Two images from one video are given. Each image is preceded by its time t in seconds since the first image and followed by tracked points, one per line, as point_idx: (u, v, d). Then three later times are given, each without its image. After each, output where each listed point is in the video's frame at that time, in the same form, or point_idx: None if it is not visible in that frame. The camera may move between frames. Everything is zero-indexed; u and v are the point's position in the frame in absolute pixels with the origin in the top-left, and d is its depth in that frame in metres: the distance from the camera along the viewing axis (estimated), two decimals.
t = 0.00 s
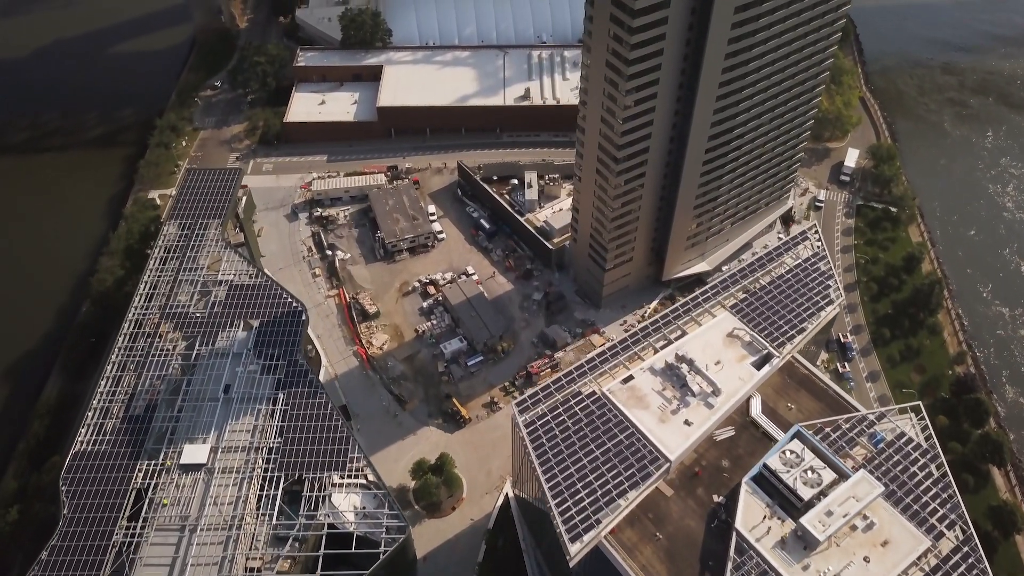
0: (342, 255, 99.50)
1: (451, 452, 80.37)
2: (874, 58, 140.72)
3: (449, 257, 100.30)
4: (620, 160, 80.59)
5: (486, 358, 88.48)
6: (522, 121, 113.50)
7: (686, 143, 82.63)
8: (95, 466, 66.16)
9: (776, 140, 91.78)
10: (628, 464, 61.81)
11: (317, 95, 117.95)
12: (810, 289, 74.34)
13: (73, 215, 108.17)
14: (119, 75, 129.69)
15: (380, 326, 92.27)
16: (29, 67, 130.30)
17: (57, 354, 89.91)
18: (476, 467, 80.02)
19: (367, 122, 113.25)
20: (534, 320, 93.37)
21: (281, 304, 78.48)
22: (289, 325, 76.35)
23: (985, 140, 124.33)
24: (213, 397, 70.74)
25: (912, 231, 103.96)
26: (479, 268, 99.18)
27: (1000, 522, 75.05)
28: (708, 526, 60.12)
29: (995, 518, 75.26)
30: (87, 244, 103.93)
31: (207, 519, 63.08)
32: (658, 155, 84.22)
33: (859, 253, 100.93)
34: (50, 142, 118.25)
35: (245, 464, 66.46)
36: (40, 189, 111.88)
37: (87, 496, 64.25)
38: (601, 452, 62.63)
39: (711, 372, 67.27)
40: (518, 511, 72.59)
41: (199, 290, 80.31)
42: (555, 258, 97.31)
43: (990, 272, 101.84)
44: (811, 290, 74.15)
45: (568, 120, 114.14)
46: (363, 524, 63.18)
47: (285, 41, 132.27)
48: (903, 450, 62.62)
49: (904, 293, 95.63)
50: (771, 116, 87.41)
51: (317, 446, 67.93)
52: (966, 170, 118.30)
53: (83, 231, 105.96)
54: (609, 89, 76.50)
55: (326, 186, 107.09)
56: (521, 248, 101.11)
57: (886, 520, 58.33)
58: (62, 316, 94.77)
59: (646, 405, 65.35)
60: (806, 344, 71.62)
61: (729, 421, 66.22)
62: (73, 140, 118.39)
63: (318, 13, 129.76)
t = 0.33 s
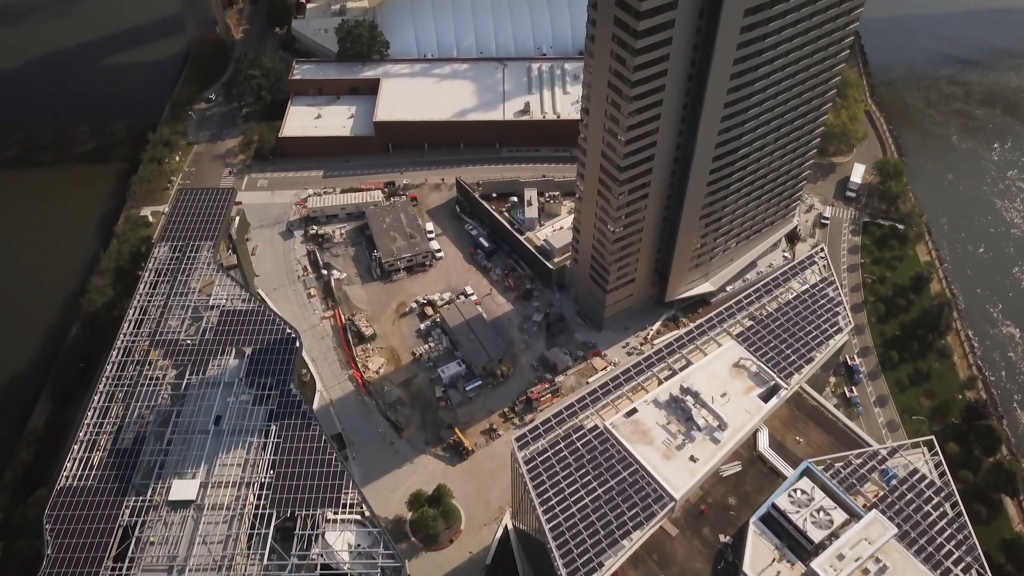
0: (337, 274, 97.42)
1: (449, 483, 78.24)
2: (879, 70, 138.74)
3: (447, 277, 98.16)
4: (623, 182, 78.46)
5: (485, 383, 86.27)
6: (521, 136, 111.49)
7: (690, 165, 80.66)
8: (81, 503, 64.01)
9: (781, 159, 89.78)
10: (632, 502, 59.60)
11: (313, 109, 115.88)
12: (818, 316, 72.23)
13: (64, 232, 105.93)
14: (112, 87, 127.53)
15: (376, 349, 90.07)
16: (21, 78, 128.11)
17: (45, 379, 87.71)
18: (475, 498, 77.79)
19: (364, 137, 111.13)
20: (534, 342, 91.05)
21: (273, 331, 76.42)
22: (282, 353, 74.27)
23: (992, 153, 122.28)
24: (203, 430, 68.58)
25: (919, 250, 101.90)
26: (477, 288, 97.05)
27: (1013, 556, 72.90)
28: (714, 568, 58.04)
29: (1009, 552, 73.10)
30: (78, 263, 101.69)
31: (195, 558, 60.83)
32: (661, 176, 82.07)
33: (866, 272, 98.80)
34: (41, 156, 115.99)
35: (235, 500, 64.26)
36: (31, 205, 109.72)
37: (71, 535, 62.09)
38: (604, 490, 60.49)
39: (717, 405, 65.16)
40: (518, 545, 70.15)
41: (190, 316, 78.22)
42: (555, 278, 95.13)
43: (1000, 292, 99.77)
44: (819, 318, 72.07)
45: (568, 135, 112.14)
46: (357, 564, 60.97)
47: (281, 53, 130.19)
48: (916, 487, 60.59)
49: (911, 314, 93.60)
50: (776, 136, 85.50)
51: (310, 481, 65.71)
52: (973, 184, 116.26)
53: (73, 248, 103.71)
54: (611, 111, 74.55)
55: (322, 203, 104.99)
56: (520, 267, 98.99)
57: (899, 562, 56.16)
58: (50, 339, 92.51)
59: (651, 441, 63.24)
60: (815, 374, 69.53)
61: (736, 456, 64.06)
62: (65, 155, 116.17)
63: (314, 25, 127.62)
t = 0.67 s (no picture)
0: (333, 294, 95.26)
1: (447, 514, 76.06)
2: (885, 81, 136.58)
3: (446, 297, 95.98)
4: (626, 205, 76.28)
5: (484, 409, 84.14)
6: (521, 151, 109.42)
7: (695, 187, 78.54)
8: (65, 542, 61.80)
9: (787, 179, 87.80)
10: (637, 544, 57.41)
11: (309, 122, 113.77)
12: (827, 345, 70.12)
13: (54, 249, 103.76)
14: (106, 100, 125.41)
15: (373, 373, 87.90)
16: (12, 90, 125.99)
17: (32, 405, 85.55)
18: (473, 530, 75.51)
19: (361, 152, 108.98)
20: (535, 365, 88.77)
21: (266, 359, 74.28)
22: (274, 382, 72.10)
23: (1000, 167, 120.09)
24: (193, 464, 66.41)
25: (927, 268, 99.74)
26: (476, 308, 94.83)
27: None
28: None
29: None
30: (68, 282, 99.43)
31: None
32: (664, 198, 79.93)
33: (873, 292, 96.65)
34: (31, 170, 113.71)
35: (225, 538, 62.07)
36: (21, 221, 107.61)
37: None
38: (607, 531, 58.33)
39: (724, 440, 63.02)
40: None
41: (180, 343, 75.99)
42: (556, 298, 92.92)
43: (1010, 311, 97.64)
44: (828, 347, 69.98)
45: (569, 150, 110.12)
46: None
47: (276, 64, 128.13)
48: (930, 527, 58.44)
49: (920, 336, 91.49)
50: (782, 157, 83.59)
51: (302, 517, 63.49)
52: (982, 199, 114.07)
53: (63, 266, 101.53)
54: (614, 133, 72.54)
55: (318, 220, 102.82)
56: (520, 287, 96.77)
57: None
58: (38, 361, 90.21)
59: (655, 478, 61.15)
60: (824, 406, 67.43)
61: (743, 493, 61.83)
62: (56, 169, 113.97)
63: (310, 36, 125.46)
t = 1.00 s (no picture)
0: (329, 316, 93.11)
1: (444, 548, 73.79)
2: (890, 91, 134.51)
3: (444, 318, 93.81)
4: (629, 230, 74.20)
5: (482, 436, 81.95)
6: (521, 167, 107.39)
7: (700, 210, 76.43)
8: None
9: (794, 200, 85.61)
10: None
11: (305, 137, 111.63)
12: (836, 376, 68.00)
13: (43, 267, 101.49)
14: (98, 113, 123.31)
15: (369, 398, 85.72)
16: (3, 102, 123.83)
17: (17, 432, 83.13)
18: (471, 564, 73.14)
19: (357, 167, 106.88)
20: (534, 390, 86.58)
21: (258, 388, 72.10)
22: (266, 414, 69.92)
23: (1009, 180, 117.97)
24: (181, 500, 64.23)
25: (936, 288, 97.60)
26: (475, 329, 92.59)
27: None
28: None
29: None
30: (57, 301, 97.12)
31: None
32: (668, 221, 77.75)
33: (881, 313, 94.47)
34: (21, 185, 111.45)
35: None
36: (10, 237, 105.46)
37: None
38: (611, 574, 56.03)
39: (731, 478, 60.96)
40: None
41: (170, 371, 73.77)
42: (556, 320, 90.74)
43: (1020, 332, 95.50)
44: (837, 378, 67.85)
45: (570, 166, 108.06)
46: None
47: (272, 76, 126.03)
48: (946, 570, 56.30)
49: (929, 359, 89.37)
50: (789, 178, 81.42)
51: (293, 558, 61.20)
52: (990, 215, 111.94)
53: (52, 285, 99.21)
54: (616, 155, 70.51)
55: (313, 237, 100.59)
56: (520, 308, 94.54)
57: None
58: (24, 385, 87.77)
59: (660, 518, 59.01)
60: (833, 441, 65.39)
61: (751, 531, 58.84)
62: (46, 184, 111.61)
63: (307, 48, 123.47)
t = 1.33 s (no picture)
0: (323, 338, 90.99)
1: None
2: (894, 102, 132.43)
3: (441, 340, 91.67)
4: (631, 256, 72.07)
5: (480, 464, 79.79)
6: (520, 183, 105.37)
7: (704, 234, 74.23)
8: None
9: (801, 222, 83.38)
10: None
11: (299, 151, 109.42)
12: (845, 409, 66.28)
13: (32, 286, 99.30)
14: (90, 126, 121.08)
15: (364, 424, 83.56)
16: None
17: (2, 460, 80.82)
18: None
19: (353, 184, 104.73)
20: (534, 415, 84.45)
21: (249, 419, 69.95)
22: (257, 446, 67.72)
23: (1017, 194, 115.90)
24: (169, 538, 62.07)
25: (944, 308, 95.53)
26: (473, 352, 90.42)
27: None
28: None
29: None
30: (46, 321, 94.96)
31: None
32: (671, 246, 75.60)
33: (889, 335, 92.32)
34: (10, 201, 109.21)
35: None
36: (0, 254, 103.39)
37: None
38: None
39: (737, 517, 58.67)
40: None
41: (159, 401, 71.59)
42: (556, 342, 88.56)
43: None
44: (845, 412, 66.14)
45: (569, 182, 105.97)
46: None
47: (266, 88, 123.89)
48: None
49: (938, 383, 87.29)
50: (795, 199, 79.19)
51: None
52: (998, 230, 109.87)
53: (41, 305, 96.99)
54: (617, 180, 68.29)
55: (308, 256, 98.37)
56: (519, 329, 92.38)
57: None
58: (11, 410, 85.45)
59: (664, 561, 56.78)
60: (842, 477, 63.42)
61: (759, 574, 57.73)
62: (36, 200, 109.39)
63: (302, 59, 121.26)
